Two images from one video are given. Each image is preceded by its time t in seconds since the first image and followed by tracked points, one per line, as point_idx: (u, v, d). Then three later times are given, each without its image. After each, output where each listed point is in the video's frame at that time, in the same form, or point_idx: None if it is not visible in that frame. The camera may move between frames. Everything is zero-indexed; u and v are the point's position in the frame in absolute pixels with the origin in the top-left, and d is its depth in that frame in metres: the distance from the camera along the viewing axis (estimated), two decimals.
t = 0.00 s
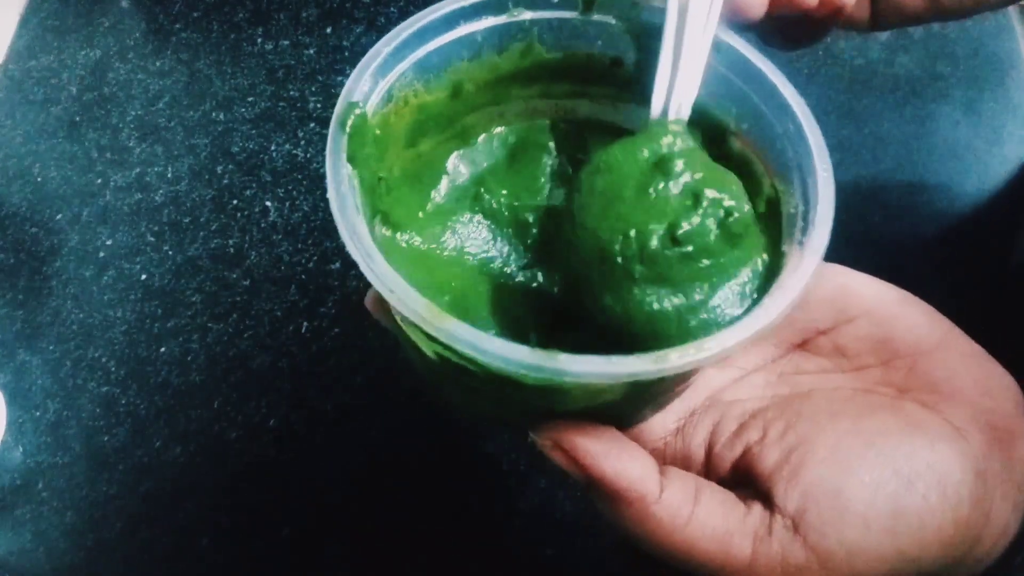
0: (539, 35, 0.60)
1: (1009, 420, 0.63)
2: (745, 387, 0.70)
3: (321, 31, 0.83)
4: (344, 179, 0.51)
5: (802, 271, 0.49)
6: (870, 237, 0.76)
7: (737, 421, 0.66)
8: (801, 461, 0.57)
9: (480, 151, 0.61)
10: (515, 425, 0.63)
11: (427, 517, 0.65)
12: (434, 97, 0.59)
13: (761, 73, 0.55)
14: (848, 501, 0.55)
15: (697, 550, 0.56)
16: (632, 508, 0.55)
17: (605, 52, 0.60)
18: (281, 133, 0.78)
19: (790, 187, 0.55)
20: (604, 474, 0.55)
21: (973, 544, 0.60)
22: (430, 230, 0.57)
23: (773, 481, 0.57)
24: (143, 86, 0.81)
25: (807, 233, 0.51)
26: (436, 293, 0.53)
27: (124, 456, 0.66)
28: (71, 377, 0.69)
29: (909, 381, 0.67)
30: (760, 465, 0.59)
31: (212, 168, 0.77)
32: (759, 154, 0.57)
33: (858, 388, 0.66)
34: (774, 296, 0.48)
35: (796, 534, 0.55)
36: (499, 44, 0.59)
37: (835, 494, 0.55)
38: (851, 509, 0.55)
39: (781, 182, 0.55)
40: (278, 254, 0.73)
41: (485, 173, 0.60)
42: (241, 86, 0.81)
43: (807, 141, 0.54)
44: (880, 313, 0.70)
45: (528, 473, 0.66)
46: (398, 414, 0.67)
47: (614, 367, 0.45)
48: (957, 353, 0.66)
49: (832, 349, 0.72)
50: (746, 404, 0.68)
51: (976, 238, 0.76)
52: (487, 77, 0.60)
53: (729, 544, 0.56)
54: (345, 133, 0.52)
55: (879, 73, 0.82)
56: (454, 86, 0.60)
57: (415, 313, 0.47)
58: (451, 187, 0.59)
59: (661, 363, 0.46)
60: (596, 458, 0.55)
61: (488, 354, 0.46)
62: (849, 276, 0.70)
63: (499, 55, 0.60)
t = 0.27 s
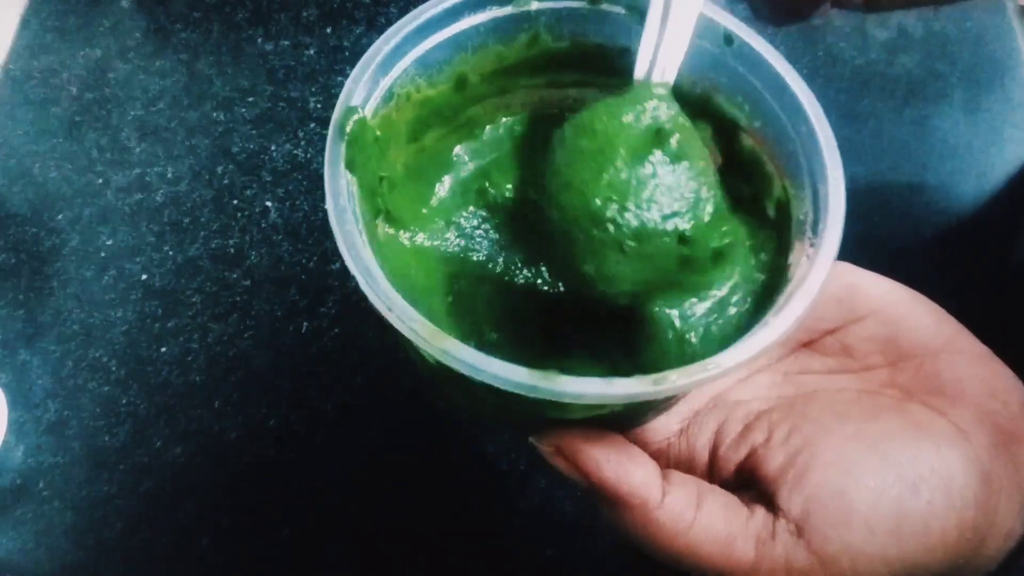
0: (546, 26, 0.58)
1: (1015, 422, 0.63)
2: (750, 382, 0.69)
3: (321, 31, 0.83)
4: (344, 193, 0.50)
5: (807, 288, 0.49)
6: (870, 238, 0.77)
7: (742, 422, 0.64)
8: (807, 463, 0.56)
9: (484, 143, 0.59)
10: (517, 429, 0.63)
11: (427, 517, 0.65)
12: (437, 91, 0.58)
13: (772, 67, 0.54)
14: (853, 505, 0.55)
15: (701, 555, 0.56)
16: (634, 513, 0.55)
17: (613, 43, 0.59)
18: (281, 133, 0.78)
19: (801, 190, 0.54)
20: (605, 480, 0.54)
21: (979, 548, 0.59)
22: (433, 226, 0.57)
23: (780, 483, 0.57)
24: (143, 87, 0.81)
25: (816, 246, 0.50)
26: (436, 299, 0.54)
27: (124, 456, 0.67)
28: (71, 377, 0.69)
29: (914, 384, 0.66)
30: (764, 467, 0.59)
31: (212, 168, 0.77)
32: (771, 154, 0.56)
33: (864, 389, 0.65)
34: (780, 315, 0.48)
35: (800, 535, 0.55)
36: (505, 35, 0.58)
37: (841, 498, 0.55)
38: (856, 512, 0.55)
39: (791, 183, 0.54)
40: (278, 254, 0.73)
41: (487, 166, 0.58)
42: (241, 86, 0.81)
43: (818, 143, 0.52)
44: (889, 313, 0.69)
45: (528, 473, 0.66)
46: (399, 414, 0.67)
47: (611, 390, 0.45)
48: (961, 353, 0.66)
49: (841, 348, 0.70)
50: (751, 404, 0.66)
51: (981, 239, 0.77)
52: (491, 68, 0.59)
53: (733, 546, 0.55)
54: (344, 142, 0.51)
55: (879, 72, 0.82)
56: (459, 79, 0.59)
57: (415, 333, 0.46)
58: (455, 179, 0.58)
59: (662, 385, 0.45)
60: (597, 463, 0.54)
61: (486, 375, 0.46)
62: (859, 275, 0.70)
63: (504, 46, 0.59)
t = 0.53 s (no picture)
0: (548, 20, 0.59)
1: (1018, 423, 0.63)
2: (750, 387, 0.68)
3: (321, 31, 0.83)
4: (344, 197, 0.50)
5: (810, 295, 0.49)
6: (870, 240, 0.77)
7: (742, 424, 0.64)
8: (808, 465, 0.56)
9: (483, 137, 0.59)
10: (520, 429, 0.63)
11: (427, 517, 0.65)
12: (437, 86, 0.59)
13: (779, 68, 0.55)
14: (854, 510, 0.54)
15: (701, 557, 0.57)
16: (635, 517, 0.57)
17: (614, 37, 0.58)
18: (281, 133, 0.78)
19: (805, 193, 0.54)
20: (606, 484, 0.56)
21: (983, 549, 0.59)
22: (431, 223, 0.56)
23: (780, 486, 0.57)
24: (143, 87, 0.81)
25: (821, 251, 0.50)
26: (435, 301, 0.54)
27: (124, 456, 0.67)
28: (71, 377, 0.69)
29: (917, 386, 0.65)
30: (765, 469, 0.58)
31: (212, 168, 0.77)
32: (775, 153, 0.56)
33: (867, 391, 0.65)
34: (782, 325, 0.48)
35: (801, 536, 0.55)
36: (506, 30, 0.58)
37: (841, 501, 0.55)
38: (858, 515, 0.54)
39: (796, 185, 0.54)
40: (278, 254, 0.73)
41: (488, 161, 0.57)
42: (241, 86, 0.81)
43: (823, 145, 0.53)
44: (892, 313, 0.69)
45: (528, 473, 0.66)
46: (399, 414, 0.67)
47: (610, 399, 0.45)
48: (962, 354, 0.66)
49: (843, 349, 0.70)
50: (752, 405, 0.66)
51: (983, 239, 0.77)
52: (492, 63, 0.59)
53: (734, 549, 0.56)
54: (343, 142, 0.51)
55: (878, 73, 0.82)
56: (459, 74, 0.59)
57: (415, 342, 0.47)
58: (456, 176, 0.57)
59: (661, 395, 0.46)
60: (599, 467, 0.56)
61: (482, 383, 0.46)
62: (865, 275, 0.70)
63: (504, 42, 0.59)
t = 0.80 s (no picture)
0: (549, 15, 0.58)
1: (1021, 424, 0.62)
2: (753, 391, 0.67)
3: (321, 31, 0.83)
4: (342, 198, 0.51)
5: (812, 298, 0.49)
6: (869, 241, 0.77)
7: (743, 425, 0.64)
8: (810, 466, 0.56)
9: (483, 133, 0.59)
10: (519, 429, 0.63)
11: (427, 517, 0.65)
12: (436, 82, 0.58)
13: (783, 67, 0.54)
14: (856, 512, 0.54)
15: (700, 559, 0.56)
16: (633, 519, 0.56)
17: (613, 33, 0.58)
18: (281, 133, 0.78)
19: (808, 193, 0.53)
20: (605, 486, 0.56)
21: (985, 550, 0.59)
22: (429, 221, 0.56)
23: (781, 488, 0.57)
24: (143, 87, 0.81)
25: (824, 251, 0.50)
26: (434, 299, 0.54)
27: (124, 456, 0.67)
28: (71, 377, 0.69)
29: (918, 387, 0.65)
30: (766, 470, 0.58)
31: (212, 168, 0.77)
32: (778, 151, 0.56)
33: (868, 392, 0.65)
34: (784, 328, 0.48)
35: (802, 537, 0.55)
36: (505, 25, 0.58)
37: (843, 502, 0.54)
38: (860, 517, 0.54)
39: (798, 185, 0.54)
40: (278, 253, 0.73)
41: (487, 158, 0.57)
42: (241, 86, 0.81)
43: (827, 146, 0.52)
44: (893, 313, 0.69)
45: (528, 473, 0.66)
46: (399, 414, 0.67)
47: (609, 403, 0.46)
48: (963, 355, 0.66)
49: (843, 349, 0.70)
50: (753, 406, 0.65)
51: (983, 240, 0.77)
52: (491, 59, 0.59)
53: (733, 551, 0.56)
54: (338, 141, 0.51)
55: (878, 73, 0.82)
56: (459, 69, 0.59)
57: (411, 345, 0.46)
58: (454, 173, 0.57)
59: (660, 399, 0.46)
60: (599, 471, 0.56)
61: (480, 387, 0.46)
62: (867, 275, 0.70)
63: (504, 38, 0.59)
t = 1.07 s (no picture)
0: (549, 16, 0.57)
1: (1021, 424, 0.62)
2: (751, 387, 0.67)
3: (321, 31, 0.83)
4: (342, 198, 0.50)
5: (809, 297, 0.48)
6: (868, 241, 0.77)
7: (743, 425, 0.64)
8: (810, 468, 0.56)
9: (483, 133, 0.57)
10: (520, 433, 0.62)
11: (427, 517, 0.65)
12: (435, 83, 0.57)
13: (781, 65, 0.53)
14: (857, 512, 0.54)
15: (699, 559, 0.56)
16: (632, 518, 0.55)
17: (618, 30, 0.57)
18: (281, 133, 0.78)
19: (806, 191, 0.52)
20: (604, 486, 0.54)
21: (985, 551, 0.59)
22: (428, 221, 0.54)
23: (780, 489, 0.56)
24: (143, 87, 0.81)
25: (821, 249, 0.49)
26: (433, 299, 0.52)
27: (124, 456, 0.67)
28: (71, 377, 0.69)
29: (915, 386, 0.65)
30: (766, 471, 0.58)
31: (212, 168, 0.77)
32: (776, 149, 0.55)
33: (870, 392, 0.64)
34: (781, 326, 0.48)
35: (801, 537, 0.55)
36: (505, 25, 0.57)
37: (843, 503, 0.54)
38: (860, 518, 0.54)
39: (797, 183, 0.53)
40: (278, 253, 0.73)
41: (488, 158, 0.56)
42: (241, 86, 0.81)
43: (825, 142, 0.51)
44: (892, 313, 0.70)
45: (528, 473, 0.66)
46: (399, 414, 0.67)
47: (608, 400, 0.45)
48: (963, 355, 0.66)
49: (843, 349, 0.70)
50: (753, 407, 0.65)
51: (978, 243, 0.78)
52: (492, 59, 0.58)
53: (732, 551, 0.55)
54: (337, 140, 0.50)
55: (878, 73, 0.82)
56: (457, 69, 0.58)
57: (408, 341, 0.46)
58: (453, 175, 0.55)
59: (658, 395, 0.45)
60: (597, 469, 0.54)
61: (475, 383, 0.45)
62: (865, 275, 0.70)
63: (504, 38, 0.57)
